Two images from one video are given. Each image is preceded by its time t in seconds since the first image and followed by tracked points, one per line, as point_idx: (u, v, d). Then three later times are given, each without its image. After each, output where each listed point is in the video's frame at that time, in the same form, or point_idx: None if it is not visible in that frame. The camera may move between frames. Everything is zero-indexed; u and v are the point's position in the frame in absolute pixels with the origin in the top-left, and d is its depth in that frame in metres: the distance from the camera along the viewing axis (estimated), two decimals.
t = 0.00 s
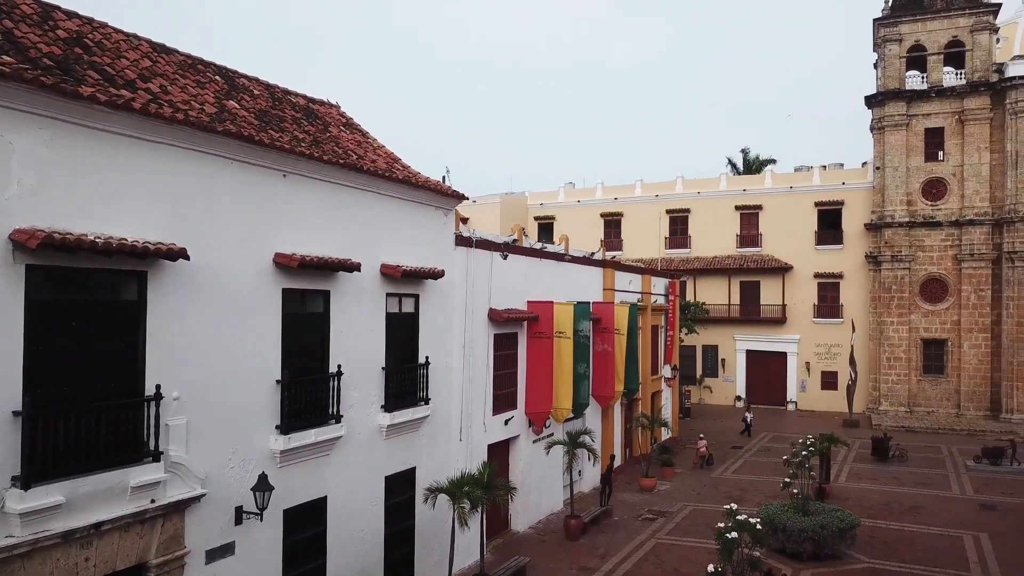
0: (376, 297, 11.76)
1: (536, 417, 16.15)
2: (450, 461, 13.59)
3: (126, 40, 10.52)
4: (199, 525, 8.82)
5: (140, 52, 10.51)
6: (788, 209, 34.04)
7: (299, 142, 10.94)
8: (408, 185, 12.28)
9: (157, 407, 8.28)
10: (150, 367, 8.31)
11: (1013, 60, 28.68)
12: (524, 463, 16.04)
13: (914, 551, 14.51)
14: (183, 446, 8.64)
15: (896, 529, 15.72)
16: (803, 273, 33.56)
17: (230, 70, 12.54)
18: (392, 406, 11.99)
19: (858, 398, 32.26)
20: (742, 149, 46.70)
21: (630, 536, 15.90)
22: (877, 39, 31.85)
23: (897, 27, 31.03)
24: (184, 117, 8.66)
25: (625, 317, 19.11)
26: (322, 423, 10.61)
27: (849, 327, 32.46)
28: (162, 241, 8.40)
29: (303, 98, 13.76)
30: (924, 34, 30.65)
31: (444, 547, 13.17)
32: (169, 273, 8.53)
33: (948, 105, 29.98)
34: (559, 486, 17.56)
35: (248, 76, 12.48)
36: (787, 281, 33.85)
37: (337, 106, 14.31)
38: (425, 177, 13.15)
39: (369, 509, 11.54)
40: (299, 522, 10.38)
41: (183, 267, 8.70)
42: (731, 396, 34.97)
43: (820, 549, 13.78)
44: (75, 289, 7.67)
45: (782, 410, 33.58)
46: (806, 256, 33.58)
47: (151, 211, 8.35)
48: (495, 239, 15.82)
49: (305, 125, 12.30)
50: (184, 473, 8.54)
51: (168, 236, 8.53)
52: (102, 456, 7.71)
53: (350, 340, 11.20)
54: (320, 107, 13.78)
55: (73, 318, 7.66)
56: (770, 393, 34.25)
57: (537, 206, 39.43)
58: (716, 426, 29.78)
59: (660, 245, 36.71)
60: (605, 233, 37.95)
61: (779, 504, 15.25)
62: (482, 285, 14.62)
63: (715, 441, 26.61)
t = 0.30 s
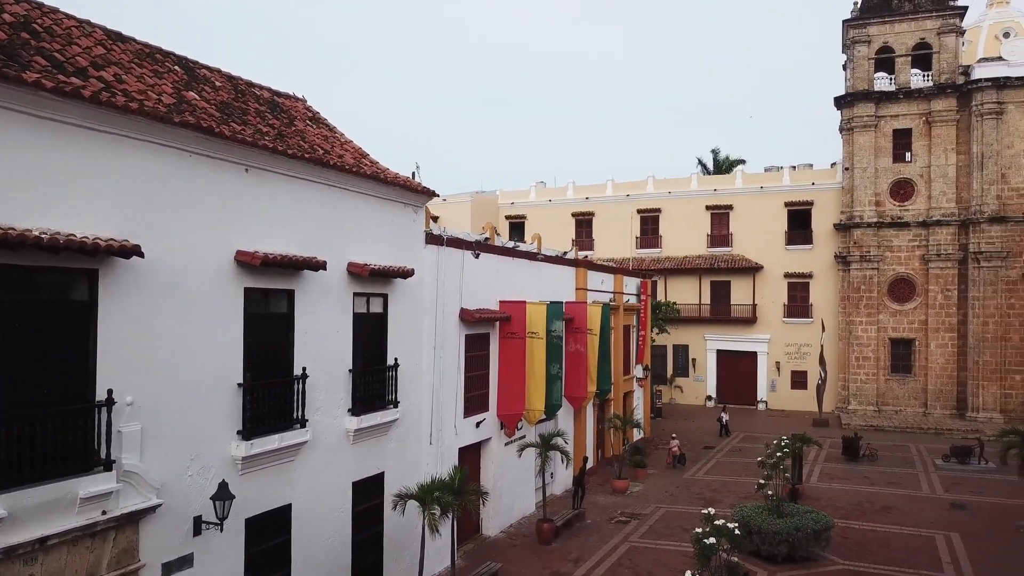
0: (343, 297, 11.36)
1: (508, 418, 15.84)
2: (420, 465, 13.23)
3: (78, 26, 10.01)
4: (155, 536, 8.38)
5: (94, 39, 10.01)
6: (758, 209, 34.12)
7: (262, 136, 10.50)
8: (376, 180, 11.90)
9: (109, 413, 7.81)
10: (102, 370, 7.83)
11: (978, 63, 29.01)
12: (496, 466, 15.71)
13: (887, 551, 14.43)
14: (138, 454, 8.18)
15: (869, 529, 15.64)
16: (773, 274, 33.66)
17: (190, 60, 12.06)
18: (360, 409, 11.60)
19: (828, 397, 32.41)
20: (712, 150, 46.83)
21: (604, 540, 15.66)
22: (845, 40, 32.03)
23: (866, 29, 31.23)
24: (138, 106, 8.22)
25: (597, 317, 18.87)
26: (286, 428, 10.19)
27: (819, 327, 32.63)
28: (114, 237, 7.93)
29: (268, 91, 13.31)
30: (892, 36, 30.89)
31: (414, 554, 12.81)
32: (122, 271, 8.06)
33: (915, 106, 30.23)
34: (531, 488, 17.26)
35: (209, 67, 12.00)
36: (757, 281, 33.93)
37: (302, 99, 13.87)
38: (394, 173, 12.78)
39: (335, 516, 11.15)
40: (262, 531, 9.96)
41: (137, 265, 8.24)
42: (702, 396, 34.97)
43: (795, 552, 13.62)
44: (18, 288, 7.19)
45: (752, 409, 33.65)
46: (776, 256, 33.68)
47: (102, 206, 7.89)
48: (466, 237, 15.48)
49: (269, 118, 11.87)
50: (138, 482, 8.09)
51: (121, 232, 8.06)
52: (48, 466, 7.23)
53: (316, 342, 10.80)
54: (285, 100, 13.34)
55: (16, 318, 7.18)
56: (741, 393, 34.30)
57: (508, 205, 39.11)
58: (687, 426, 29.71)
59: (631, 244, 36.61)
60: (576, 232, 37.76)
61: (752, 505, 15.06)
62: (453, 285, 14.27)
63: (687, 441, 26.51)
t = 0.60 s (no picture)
0: (306, 297, 10.95)
1: (476, 421, 15.53)
2: (386, 469, 12.85)
3: (24, 10, 9.47)
4: (104, 549, 7.91)
5: (40, 24, 9.48)
6: (725, 209, 34.18)
7: (221, 128, 10.06)
8: (340, 175, 11.48)
9: (52, 420, 7.33)
10: (45, 374, 7.34)
11: (941, 65, 29.33)
12: (464, 469, 15.37)
13: (857, 551, 14.38)
14: (85, 462, 7.71)
15: (839, 530, 15.58)
16: (741, 273, 33.74)
17: (146, 49, 11.54)
18: (324, 413, 11.20)
19: (795, 396, 32.57)
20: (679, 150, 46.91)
21: (574, 543, 15.39)
22: (812, 41, 32.21)
23: (832, 30, 31.43)
24: (86, 93, 7.75)
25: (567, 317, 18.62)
26: (246, 433, 9.76)
27: (785, 327, 32.78)
28: (59, 232, 7.45)
29: (228, 83, 12.82)
30: (858, 38, 31.13)
31: (379, 561, 12.43)
32: (67, 268, 7.58)
33: (880, 107, 30.48)
34: (500, 491, 16.95)
35: (165, 56, 11.50)
36: (725, 280, 33.98)
37: (264, 92, 13.39)
38: (359, 168, 12.38)
39: (297, 524, 10.74)
40: (220, 541, 9.52)
41: (84, 261, 7.76)
42: (669, 396, 34.94)
43: (766, 553, 13.48)
44: None
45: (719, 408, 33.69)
46: (743, 256, 33.77)
47: (46, 199, 7.40)
48: (434, 235, 15.12)
49: (229, 110, 11.41)
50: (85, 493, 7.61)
51: (66, 227, 7.58)
52: None
53: (277, 343, 10.38)
54: (246, 92, 12.86)
55: None
56: (708, 393, 34.33)
57: (476, 203, 38.70)
58: (656, 425, 29.60)
59: (599, 243, 36.45)
60: (544, 231, 37.49)
61: (723, 507, 14.92)
62: (420, 284, 13.90)
63: (655, 441, 26.39)
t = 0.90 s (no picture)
0: (264, 296, 10.49)
1: (442, 423, 15.16)
2: (348, 474, 12.43)
3: None
4: (45, 565, 7.41)
5: None
6: (690, 208, 34.20)
7: (174, 118, 9.57)
8: (300, 169, 11.05)
9: None
10: None
11: (902, 67, 29.65)
12: (429, 473, 14.99)
13: (825, 551, 14.32)
14: (23, 473, 7.19)
15: (807, 530, 15.51)
16: (706, 273, 33.79)
17: (95, 36, 10.98)
18: (283, 416, 10.74)
19: (759, 395, 32.71)
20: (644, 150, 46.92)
21: (541, 547, 15.10)
22: (776, 42, 32.36)
23: (796, 31, 31.60)
24: (26, 76, 7.25)
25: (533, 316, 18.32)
26: (200, 439, 9.28)
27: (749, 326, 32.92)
28: None
29: (182, 73, 12.28)
30: (821, 39, 31.35)
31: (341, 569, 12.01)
32: (5, 264, 7.06)
33: (843, 108, 30.73)
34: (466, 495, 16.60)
35: (115, 44, 10.95)
36: (690, 280, 34.01)
37: (221, 83, 12.87)
38: (321, 163, 11.94)
39: (255, 533, 10.29)
40: (172, 553, 9.04)
41: (23, 257, 7.25)
42: (635, 395, 34.87)
43: (735, 555, 13.32)
44: None
45: (684, 407, 33.71)
46: (708, 256, 33.83)
47: None
48: (398, 232, 14.71)
49: (183, 101, 10.90)
50: (24, 505, 7.10)
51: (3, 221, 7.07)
52: None
53: (233, 345, 9.91)
54: (202, 83, 12.34)
55: None
56: (674, 392, 34.32)
57: (440, 201, 38.22)
58: (622, 425, 29.46)
59: (565, 242, 36.25)
60: (510, 230, 37.18)
61: (691, 509, 14.73)
62: (384, 282, 13.49)
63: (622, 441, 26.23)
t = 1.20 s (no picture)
0: (221, 295, 10.02)
1: (407, 426, 14.76)
2: (310, 480, 11.99)
3: None
4: None
5: None
6: (656, 208, 34.15)
7: (123, 107, 9.06)
8: (259, 163, 10.59)
9: None
10: None
11: (865, 68, 29.92)
12: (394, 477, 14.57)
13: (795, 552, 14.23)
14: None
15: (776, 531, 15.39)
16: (671, 272, 33.77)
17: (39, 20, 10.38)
18: (240, 421, 10.28)
19: (724, 394, 32.82)
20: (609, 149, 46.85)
21: (509, 552, 14.79)
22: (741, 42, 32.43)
23: (761, 31, 31.70)
24: None
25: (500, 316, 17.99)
26: (152, 446, 8.79)
27: (714, 325, 32.99)
28: None
29: (134, 61, 11.71)
30: (785, 39, 31.49)
31: None
32: None
33: (807, 109, 30.92)
34: (431, 499, 16.20)
35: (62, 29, 10.37)
36: (656, 279, 33.95)
37: (175, 73, 12.31)
38: (281, 157, 11.48)
39: (211, 543, 9.81)
40: (121, 567, 8.53)
41: None
42: (600, 395, 34.75)
43: (706, 558, 13.14)
44: None
45: (650, 407, 33.68)
46: (674, 255, 33.81)
47: None
48: (361, 229, 14.27)
49: (134, 90, 10.37)
50: None
51: None
52: None
53: (187, 346, 9.42)
54: (154, 72, 11.78)
55: None
56: (639, 392, 34.26)
57: (404, 199, 37.64)
58: (589, 425, 29.27)
59: (531, 241, 35.97)
60: (475, 228, 36.78)
61: (661, 512, 14.53)
62: (346, 281, 13.05)
63: (589, 440, 26.02)
